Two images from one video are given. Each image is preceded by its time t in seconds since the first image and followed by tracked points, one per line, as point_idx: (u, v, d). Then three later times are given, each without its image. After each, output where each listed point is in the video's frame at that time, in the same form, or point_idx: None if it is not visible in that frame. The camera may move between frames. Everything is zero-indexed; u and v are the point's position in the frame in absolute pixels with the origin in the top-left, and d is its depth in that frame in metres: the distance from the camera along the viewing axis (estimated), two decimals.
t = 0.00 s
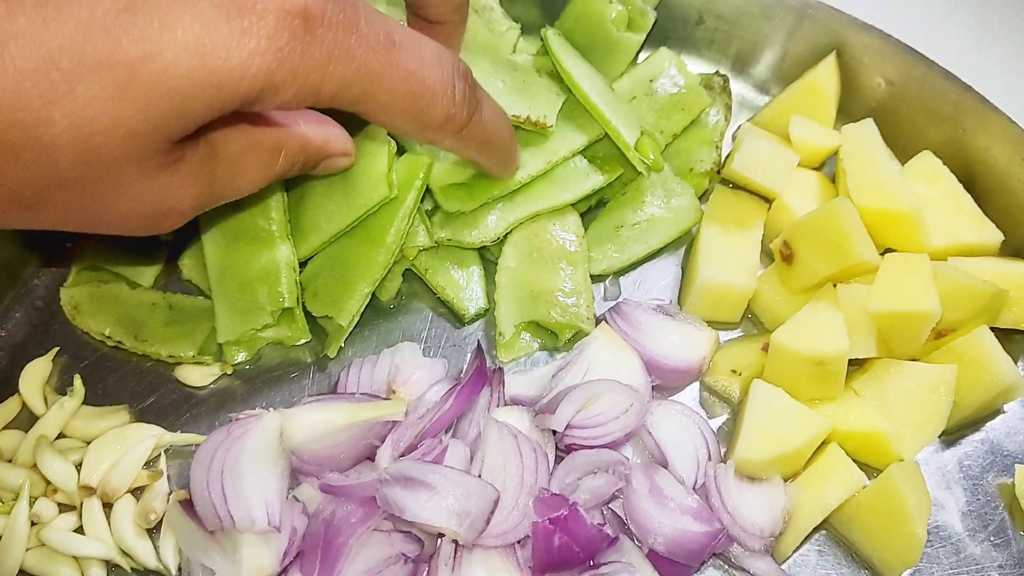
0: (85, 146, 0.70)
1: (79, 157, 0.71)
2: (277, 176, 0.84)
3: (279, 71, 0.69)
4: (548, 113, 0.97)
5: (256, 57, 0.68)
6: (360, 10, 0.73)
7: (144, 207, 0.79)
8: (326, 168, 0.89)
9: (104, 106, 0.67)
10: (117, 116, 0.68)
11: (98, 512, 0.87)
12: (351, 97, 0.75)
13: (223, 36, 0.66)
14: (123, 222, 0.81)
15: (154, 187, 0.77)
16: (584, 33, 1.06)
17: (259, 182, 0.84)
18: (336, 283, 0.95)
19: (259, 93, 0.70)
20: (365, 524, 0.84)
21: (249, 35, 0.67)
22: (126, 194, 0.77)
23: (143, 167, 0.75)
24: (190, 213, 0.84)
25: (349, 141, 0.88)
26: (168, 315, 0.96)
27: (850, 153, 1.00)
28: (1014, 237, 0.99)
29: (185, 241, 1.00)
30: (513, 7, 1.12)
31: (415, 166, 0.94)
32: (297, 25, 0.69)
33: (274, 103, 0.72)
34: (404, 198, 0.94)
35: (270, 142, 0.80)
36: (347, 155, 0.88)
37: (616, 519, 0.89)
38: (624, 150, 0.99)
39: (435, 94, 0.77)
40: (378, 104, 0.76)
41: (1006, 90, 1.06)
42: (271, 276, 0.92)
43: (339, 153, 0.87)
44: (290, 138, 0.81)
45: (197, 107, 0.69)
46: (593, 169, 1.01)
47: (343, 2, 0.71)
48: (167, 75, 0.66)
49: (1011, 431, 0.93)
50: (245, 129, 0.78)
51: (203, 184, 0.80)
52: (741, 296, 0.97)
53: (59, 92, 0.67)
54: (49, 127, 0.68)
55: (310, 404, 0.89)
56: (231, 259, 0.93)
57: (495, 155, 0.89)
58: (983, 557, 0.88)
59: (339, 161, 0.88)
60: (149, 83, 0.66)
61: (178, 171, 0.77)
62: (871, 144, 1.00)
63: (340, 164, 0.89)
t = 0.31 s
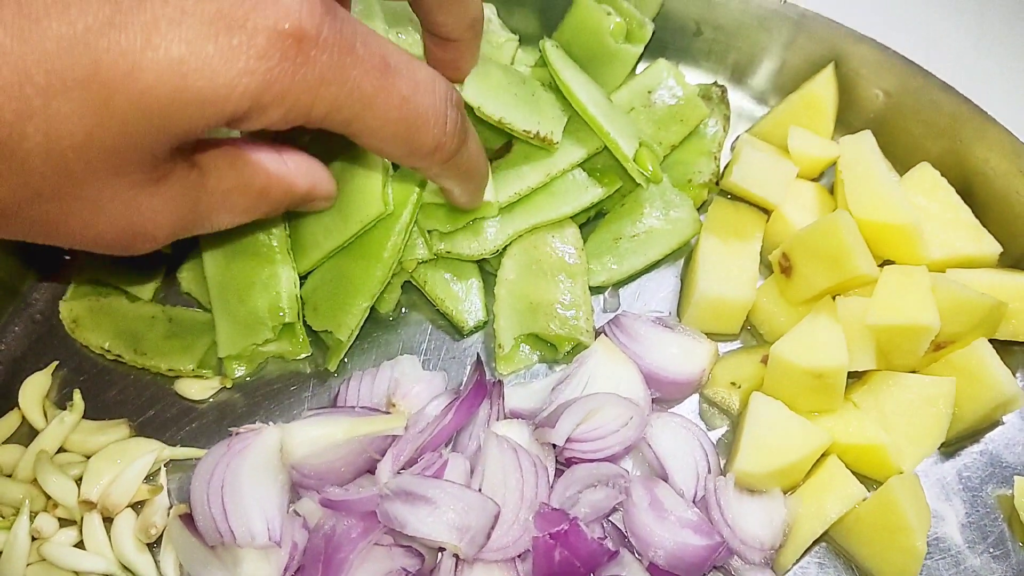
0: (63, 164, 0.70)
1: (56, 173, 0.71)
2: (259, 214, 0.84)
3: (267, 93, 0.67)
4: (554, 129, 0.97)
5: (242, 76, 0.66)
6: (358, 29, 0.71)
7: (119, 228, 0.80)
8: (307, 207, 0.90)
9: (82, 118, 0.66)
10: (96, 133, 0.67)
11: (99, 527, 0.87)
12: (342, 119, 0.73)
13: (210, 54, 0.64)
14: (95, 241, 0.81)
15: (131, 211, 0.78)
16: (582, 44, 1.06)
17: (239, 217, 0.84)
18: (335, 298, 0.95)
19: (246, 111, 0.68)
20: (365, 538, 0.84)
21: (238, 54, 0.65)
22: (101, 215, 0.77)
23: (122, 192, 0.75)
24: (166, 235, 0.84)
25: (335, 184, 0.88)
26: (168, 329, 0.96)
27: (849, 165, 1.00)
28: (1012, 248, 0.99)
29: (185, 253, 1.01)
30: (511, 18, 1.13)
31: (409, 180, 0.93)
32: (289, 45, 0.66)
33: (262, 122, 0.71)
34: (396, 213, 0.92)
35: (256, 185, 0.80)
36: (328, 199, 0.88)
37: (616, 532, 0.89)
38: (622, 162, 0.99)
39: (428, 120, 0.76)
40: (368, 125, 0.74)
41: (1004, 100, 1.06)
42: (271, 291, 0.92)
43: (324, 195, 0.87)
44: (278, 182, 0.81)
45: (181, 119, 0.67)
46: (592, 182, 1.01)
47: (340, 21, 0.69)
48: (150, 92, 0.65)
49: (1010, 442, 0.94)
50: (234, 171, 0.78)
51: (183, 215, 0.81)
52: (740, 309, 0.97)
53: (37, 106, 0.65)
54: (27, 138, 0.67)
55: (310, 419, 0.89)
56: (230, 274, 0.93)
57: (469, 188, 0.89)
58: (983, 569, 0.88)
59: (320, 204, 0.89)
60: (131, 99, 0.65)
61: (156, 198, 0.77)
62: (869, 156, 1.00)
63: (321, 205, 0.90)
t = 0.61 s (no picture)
0: (61, 180, 0.70)
1: (55, 190, 0.71)
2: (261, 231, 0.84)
3: (268, 120, 0.67)
4: (559, 135, 0.97)
5: (243, 106, 0.65)
6: (359, 48, 0.71)
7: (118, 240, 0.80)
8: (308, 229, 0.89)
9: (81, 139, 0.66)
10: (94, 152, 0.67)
11: (105, 532, 0.87)
12: (348, 135, 0.73)
13: (209, 84, 0.64)
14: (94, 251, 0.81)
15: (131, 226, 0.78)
16: (585, 51, 1.06)
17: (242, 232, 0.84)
18: (340, 302, 0.95)
19: (248, 138, 0.68)
20: (371, 543, 0.85)
21: (238, 85, 0.64)
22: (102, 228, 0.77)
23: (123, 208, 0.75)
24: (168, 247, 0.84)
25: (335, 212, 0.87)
26: (173, 335, 0.96)
27: (852, 171, 1.00)
28: (1014, 253, 1.00)
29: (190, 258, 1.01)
30: (515, 24, 1.13)
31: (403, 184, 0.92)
32: (289, 73, 0.66)
33: (264, 146, 0.71)
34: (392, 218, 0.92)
35: (259, 204, 0.80)
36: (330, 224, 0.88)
37: (621, 537, 0.89)
38: (626, 166, 0.99)
39: (435, 128, 0.77)
40: (375, 138, 0.75)
41: (1005, 105, 1.07)
42: (277, 296, 0.92)
43: (324, 220, 0.87)
44: (282, 202, 0.81)
45: (179, 145, 0.67)
46: (595, 188, 1.02)
47: (338, 45, 0.68)
48: (147, 119, 0.65)
49: (1013, 446, 0.94)
50: (239, 187, 0.78)
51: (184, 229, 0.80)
52: (743, 314, 0.97)
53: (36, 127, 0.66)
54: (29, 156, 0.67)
55: (315, 425, 0.89)
56: (235, 280, 0.93)
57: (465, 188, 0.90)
58: (986, 572, 0.89)
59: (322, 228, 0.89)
60: (130, 125, 0.65)
61: (157, 214, 0.77)
62: (872, 162, 1.00)
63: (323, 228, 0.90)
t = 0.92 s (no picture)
0: (82, 147, 0.69)
1: (77, 157, 0.70)
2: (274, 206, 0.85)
3: (296, 75, 0.68)
4: (559, 134, 0.97)
5: (272, 62, 0.67)
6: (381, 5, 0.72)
7: (134, 211, 0.79)
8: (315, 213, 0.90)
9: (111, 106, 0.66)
10: (124, 116, 0.67)
11: (109, 530, 0.87)
12: (375, 93, 0.74)
13: (237, 40, 0.65)
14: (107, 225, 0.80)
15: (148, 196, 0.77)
16: (587, 49, 1.06)
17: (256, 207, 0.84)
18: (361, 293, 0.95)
19: (275, 97, 0.69)
20: (375, 541, 0.85)
21: (265, 41, 0.66)
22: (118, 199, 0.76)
23: (143, 176, 0.74)
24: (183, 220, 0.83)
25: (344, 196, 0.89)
26: (176, 333, 0.96)
27: (855, 168, 1.01)
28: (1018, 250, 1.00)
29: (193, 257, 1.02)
30: (516, 23, 1.13)
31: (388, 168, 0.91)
32: (315, 26, 0.67)
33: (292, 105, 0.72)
34: (371, 199, 0.90)
35: (275, 174, 0.81)
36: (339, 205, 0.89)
37: (624, 535, 0.89)
38: (628, 165, 0.99)
39: (456, 83, 0.78)
40: (400, 98, 0.75)
41: (1008, 103, 1.07)
42: (281, 294, 0.92)
43: (329, 206, 0.88)
44: (296, 173, 0.82)
45: (205, 104, 0.68)
46: (598, 185, 1.01)
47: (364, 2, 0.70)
48: (176, 76, 0.65)
49: (1017, 444, 0.94)
50: (256, 156, 0.79)
51: (203, 201, 0.80)
52: (745, 313, 0.97)
53: (62, 97, 0.65)
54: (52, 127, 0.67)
55: (319, 423, 0.89)
56: (238, 278, 0.94)
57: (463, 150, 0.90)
58: (990, 570, 0.89)
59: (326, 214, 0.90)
60: (161, 86, 0.66)
61: (176, 183, 0.77)
62: (875, 160, 1.00)
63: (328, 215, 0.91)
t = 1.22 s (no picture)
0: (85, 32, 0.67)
1: (80, 44, 0.67)
2: (281, 121, 0.79)
3: None
4: (563, 137, 0.98)
5: None
6: None
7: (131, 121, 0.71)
8: (321, 148, 0.88)
9: None
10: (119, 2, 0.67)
11: (118, 532, 0.88)
12: None
13: None
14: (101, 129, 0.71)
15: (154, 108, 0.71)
16: (590, 54, 1.07)
17: (256, 124, 0.78)
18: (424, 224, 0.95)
19: None
20: (380, 543, 0.86)
21: None
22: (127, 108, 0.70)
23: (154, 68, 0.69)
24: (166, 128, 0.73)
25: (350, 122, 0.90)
26: (183, 337, 0.97)
27: (855, 172, 1.01)
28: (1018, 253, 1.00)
29: (199, 261, 1.03)
30: (519, 27, 1.14)
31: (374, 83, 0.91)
32: None
33: None
34: (381, 107, 0.90)
35: (280, 77, 0.78)
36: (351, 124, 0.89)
37: (627, 536, 0.89)
38: (630, 169, 1.00)
39: None
40: None
41: (1009, 107, 1.07)
42: (288, 298, 0.94)
43: (337, 133, 0.88)
44: (305, 86, 0.80)
45: None
46: (601, 189, 1.02)
47: None
48: None
49: (1016, 446, 0.95)
50: (258, 55, 0.77)
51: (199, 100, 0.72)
52: (747, 316, 0.98)
53: None
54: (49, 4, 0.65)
55: (324, 426, 0.90)
56: (245, 282, 0.94)
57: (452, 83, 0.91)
58: (989, 571, 0.89)
59: (334, 141, 0.88)
60: None
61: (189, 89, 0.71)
62: (876, 163, 1.01)
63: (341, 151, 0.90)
